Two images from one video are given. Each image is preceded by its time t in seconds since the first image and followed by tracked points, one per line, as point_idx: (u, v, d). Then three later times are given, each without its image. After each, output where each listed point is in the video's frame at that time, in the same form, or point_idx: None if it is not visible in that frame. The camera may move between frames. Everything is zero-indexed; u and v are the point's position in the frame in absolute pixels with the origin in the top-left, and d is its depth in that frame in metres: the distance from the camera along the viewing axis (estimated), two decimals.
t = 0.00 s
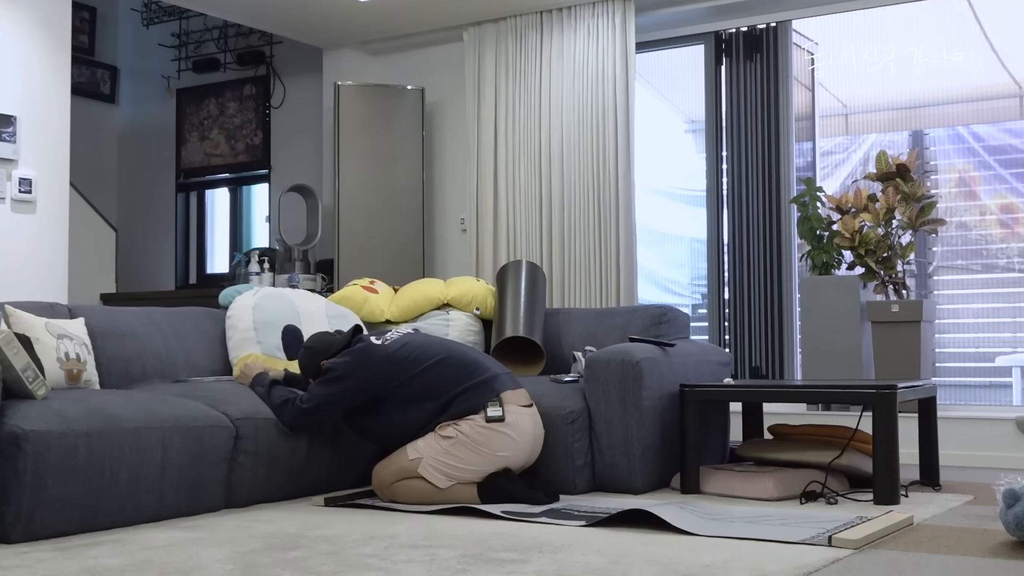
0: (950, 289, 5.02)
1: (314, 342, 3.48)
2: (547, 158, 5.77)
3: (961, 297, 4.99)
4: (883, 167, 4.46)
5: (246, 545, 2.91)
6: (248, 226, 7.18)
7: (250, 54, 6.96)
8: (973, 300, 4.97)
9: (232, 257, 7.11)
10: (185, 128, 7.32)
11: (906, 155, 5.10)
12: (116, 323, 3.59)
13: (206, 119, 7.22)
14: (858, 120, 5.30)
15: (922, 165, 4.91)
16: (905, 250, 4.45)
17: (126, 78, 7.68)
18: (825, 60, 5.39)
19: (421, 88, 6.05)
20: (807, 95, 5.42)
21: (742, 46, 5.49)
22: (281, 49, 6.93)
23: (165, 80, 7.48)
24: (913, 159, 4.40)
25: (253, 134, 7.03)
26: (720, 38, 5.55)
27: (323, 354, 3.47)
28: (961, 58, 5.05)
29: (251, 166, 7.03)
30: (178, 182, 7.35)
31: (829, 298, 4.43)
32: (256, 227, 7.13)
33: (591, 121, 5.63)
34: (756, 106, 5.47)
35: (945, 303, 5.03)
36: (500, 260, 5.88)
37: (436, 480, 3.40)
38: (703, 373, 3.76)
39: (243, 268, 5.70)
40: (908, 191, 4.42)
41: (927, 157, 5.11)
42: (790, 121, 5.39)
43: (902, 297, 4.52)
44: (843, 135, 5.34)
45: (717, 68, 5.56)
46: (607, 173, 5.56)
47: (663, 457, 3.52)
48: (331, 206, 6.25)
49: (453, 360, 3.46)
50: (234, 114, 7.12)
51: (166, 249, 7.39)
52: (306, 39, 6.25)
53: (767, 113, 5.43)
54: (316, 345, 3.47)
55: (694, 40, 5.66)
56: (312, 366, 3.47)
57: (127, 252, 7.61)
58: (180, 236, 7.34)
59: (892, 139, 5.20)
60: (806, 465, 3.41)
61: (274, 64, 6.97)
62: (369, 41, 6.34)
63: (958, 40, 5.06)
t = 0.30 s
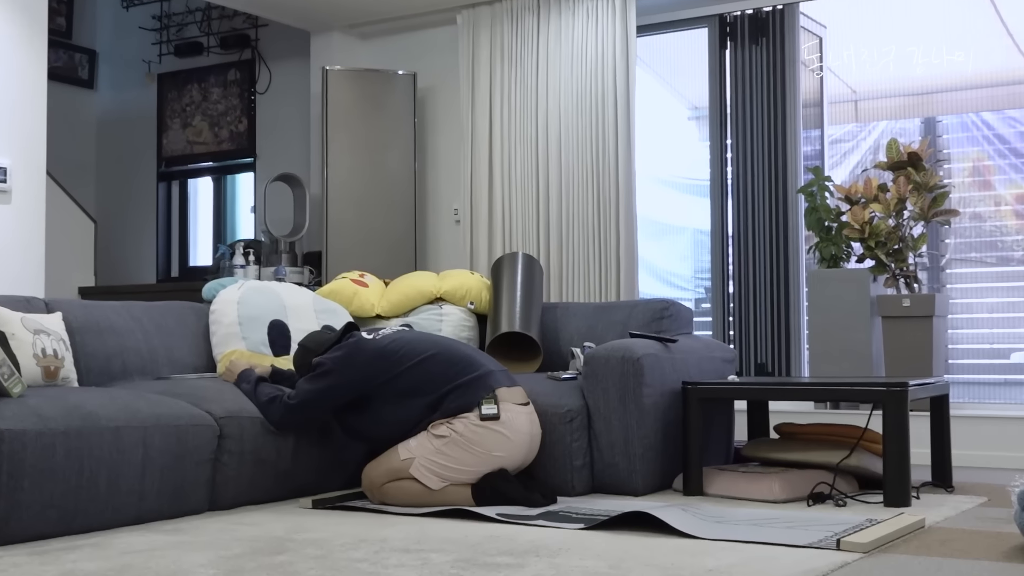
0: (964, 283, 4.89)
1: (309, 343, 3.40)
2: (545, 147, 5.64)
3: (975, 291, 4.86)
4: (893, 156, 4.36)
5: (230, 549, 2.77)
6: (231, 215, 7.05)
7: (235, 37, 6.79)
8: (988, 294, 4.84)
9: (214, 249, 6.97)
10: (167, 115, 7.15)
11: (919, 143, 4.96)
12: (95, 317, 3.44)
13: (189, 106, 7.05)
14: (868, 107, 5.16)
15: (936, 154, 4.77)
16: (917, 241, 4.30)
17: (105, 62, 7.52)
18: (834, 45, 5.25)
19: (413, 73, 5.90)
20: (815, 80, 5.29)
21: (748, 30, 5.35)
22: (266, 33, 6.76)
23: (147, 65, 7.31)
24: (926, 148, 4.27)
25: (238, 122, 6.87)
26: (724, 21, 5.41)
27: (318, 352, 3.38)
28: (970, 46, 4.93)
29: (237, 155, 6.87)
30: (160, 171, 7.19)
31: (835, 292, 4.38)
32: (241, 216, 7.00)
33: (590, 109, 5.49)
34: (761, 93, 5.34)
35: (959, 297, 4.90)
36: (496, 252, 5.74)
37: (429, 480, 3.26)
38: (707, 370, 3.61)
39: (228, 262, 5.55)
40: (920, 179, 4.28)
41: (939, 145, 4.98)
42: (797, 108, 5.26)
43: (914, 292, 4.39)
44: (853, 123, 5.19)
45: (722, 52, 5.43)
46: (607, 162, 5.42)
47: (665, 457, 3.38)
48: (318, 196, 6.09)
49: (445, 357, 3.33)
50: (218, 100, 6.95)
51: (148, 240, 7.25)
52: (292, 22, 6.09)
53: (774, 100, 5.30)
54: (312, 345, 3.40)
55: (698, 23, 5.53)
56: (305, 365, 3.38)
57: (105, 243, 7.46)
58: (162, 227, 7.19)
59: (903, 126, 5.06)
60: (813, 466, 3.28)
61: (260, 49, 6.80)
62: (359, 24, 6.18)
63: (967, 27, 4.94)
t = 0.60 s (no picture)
0: (987, 280, 4.74)
1: (301, 342, 3.25)
2: (546, 137, 5.50)
3: (999, 288, 4.71)
4: (915, 145, 4.25)
5: (214, 557, 2.60)
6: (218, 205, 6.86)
7: (221, 18, 6.64)
8: (1011, 292, 4.69)
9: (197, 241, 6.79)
10: (151, 100, 6.97)
11: (941, 132, 4.80)
12: (73, 313, 3.27)
13: (173, 90, 6.89)
14: (887, 95, 5.01)
15: (959, 143, 4.62)
16: (939, 236, 4.20)
17: (86, 44, 7.30)
18: (852, 30, 5.09)
19: (409, 57, 5.72)
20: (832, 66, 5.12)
21: (761, 13, 5.19)
22: (255, 14, 6.60)
23: (128, 47, 7.13)
24: (947, 137, 4.17)
25: (223, 108, 6.72)
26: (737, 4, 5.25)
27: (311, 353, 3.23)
28: (987, 32, 4.79)
29: (225, 142, 6.71)
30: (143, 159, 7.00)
31: (851, 289, 4.23)
32: (227, 207, 6.80)
33: (595, 95, 5.33)
34: (775, 81, 5.16)
35: (983, 295, 4.75)
36: (496, 245, 5.60)
37: (424, 485, 3.09)
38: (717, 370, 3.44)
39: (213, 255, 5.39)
40: (942, 171, 4.17)
41: (963, 135, 4.82)
42: (813, 96, 5.10)
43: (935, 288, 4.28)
44: (871, 111, 5.04)
45: (734, 36, 5.26)
46: (613, 154, 5.27)
47: (673, 462, 3.21)
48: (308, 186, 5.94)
49: (441, 355, 3.18)
50: (204, 85, 6.80)
51: (129, 233, 7.03)
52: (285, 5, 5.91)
53: (788, 86, 5.13)
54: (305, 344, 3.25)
55: (710, 6, 5.38)
56: (296, 363, 3.23)
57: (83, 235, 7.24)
58: (143, 218, 6.98)
59: (924, 115, 4.91)
60: (828, 471, 3.11)
61: (247, 30, 6.63)
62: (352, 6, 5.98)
63: (980, 13, 4.80)
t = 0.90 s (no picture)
0: None
1: (293, 339, 3.03)
2: (554, 117, 5.41)
3: None
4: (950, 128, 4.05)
5: (198, 570, 2.38)
6: (203, 191, 6.62)
7: None
8: None
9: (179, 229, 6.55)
10: (132, 79, 6.68)
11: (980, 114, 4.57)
12: (48, 306, 3.05)
13: (154, 69, 6.61)
14: (922, 75, 4.77)
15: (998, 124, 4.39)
16: (977, 225, 4.00)
17: (59, 20, 7.12)
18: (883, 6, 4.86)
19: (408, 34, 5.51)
20: (864, 42, 4.87)
21: None
22: None
23: (107, 22, 6.88)
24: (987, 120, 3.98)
25: (208, 87, 6.43)
26: None
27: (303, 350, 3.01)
28: None
29: (209, 124, 6.43)
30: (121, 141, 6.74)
31: (884, 279, 4.01)
32: (212, 193, 6.56)
33: (607, 70, 5.23)
34: (800, 60, 4.95)
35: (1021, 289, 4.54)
36: (500, 235, 5.51)
37: (424, 491, 2.87)
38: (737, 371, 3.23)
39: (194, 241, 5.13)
40: (980, 156, 3.97)
41: (1003, 117, 4.58)
42: (840, 75, 4.85)
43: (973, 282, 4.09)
44: (905, 91, 4.80)
45: (757, 12, 5.04)
46: (626, 129, 5.19)
47: (691, 468, 3.00)
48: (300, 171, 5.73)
49: (443, 353, 2.95)
50: (187, 63, 6.50)
51: (109, 220, 6.83)
52: None
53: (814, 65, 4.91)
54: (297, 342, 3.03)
55: None
56: (287, 362, 3.01)
57: (62, 222, 7.01)
58: (122, 207, 6.77)
59: (962, 95, 4.67)
60: (857, 478, 2.90)
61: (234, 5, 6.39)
62: None
63: None
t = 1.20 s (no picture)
0: None
1: (288, 335, 2.82)
2: (568, 98, 5.22)
3: None
4: (995, 107, 3.86)
5: None
6: (190, 176, 6.27)
7: None
8: None
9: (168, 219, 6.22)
10: (115, 58, 6.32)
11: None
12: (26, 300, 2.84)
13: (138, 46, 6.24)
14: (964, 48, 4.57)
15: None
16: None
17: None
18: None
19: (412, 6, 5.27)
20: (901, 16, 4.66)
21: None
22: None
23: None
24: None
25: (198, 65, 6.08)
26: None
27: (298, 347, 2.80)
28: None
29: (199, 105, 6.08)
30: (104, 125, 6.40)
31: (922, 272, 3.79)
32: (201, 179, 6.20)
33: (626, 47, 5.05)
34: (833, 34, 4.71)
35: None
36: (510, 224, 5.35)
37: (430, 500, 2.67)
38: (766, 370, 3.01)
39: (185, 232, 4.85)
40: None
41: None
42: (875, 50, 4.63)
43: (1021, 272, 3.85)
44: (946, 67, 4.59)
45: None
46: (646, 109, 5.00)
47: (716, 474, 2.79)
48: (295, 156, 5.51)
49: (449, 350, 2.75)
50: (175, 39, 6.14)
51: (92, 211, 6.49)
52: None
53: (847, 40, 4.68)
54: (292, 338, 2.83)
55: None
56: (281, 360, 2.80)
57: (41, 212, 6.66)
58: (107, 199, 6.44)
59: (1007, 72, 4.48)
60: (896, 483, 2.70)
61: None
62: None
63: None
